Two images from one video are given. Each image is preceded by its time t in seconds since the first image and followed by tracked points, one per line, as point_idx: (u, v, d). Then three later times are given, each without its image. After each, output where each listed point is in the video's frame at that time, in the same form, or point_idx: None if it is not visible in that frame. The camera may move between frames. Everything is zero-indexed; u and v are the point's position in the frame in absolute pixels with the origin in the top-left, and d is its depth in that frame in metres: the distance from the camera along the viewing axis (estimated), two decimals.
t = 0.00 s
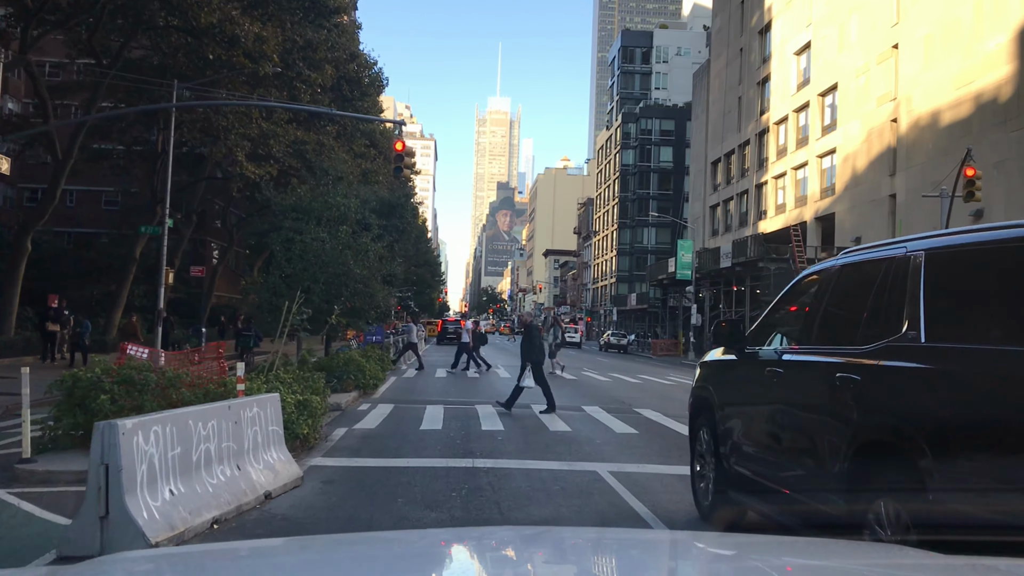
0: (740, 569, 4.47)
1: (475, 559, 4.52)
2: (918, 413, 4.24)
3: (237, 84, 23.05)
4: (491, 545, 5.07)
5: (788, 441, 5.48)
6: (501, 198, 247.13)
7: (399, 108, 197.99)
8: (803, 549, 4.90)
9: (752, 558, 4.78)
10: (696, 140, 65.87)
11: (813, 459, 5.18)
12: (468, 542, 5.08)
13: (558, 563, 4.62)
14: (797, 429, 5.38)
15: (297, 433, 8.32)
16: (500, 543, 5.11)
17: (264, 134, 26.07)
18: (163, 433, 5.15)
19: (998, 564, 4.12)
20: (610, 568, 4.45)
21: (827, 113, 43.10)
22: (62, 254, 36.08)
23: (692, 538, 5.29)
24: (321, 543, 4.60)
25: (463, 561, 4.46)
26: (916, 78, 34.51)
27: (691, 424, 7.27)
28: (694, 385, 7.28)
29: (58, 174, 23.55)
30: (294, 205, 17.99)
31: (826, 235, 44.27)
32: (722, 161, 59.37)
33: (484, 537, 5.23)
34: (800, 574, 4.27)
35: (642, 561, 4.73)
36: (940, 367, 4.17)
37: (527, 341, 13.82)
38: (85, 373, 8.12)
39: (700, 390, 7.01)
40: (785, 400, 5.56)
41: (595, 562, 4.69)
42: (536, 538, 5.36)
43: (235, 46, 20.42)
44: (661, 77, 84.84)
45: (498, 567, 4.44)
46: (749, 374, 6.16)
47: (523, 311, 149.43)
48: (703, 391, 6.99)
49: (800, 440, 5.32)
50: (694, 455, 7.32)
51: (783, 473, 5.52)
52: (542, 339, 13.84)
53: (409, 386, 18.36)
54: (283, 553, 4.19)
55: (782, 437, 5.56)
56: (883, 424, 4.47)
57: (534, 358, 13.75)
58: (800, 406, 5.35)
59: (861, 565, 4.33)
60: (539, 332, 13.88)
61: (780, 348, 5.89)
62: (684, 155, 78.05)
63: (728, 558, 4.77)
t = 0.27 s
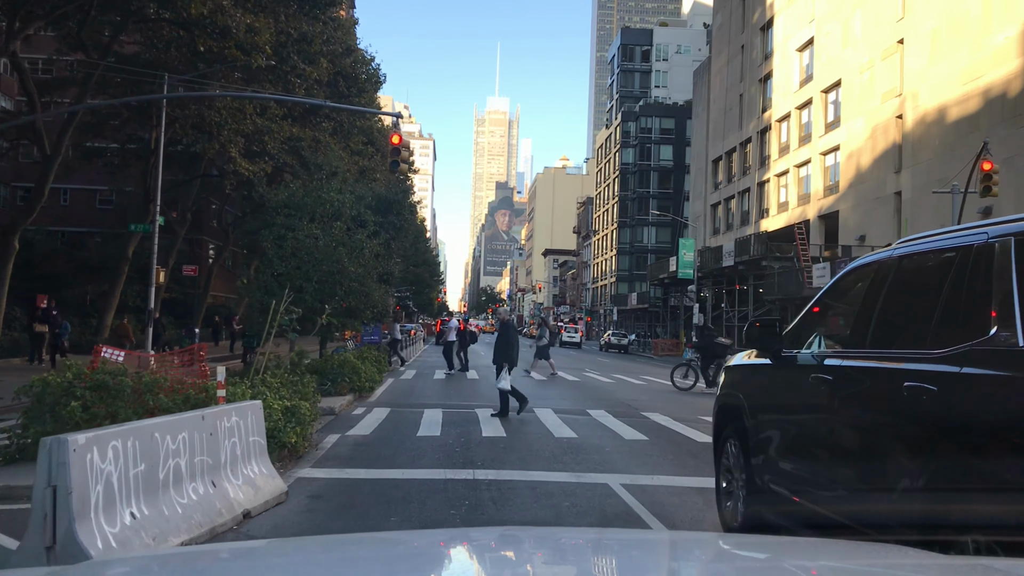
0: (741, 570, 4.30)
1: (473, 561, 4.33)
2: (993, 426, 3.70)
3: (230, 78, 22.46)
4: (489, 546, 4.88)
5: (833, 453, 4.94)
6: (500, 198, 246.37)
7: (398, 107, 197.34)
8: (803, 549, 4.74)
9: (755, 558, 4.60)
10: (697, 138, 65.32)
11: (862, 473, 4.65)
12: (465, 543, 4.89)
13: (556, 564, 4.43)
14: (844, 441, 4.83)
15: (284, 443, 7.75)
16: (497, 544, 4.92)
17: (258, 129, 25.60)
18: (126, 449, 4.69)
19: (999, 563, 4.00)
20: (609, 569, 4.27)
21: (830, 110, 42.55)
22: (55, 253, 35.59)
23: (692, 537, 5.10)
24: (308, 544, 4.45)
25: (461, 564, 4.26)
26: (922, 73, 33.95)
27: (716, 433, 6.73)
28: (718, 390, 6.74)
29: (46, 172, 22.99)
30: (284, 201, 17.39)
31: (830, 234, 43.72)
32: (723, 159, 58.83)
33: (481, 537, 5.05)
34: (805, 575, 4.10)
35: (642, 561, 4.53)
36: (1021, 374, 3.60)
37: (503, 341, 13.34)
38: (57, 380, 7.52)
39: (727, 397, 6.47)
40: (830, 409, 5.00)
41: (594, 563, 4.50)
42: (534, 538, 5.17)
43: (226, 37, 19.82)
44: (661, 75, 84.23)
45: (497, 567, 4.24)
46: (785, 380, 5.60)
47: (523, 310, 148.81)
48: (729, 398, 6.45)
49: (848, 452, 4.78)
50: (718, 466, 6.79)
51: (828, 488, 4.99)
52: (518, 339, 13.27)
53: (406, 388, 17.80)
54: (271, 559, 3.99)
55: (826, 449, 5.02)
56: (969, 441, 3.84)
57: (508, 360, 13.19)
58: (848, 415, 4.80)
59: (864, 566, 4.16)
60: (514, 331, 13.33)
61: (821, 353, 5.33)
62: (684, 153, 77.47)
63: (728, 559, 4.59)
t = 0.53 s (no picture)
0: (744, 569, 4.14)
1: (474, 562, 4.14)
2: None
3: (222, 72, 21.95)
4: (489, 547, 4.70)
5: (876, 466, 4.46)
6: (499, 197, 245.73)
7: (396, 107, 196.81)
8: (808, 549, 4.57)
9: (762, 558, 4.41)
10: (698, 136, 64.80)
11: (916, 488, 4.12)
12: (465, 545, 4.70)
13: (555, 565, 4.26)
14: (888, 451, 4.37)
15: (270, 453, 7.23)
16: (496, 546, 4.73)
17: (253, 125, 25.17)
18: (87, 469, 4.27)
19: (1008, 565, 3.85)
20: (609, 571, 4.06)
21: (833, 107, 42.05)
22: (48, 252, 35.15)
23: (694, 539, 4.91)
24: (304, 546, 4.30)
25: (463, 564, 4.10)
26: (928, 69, 33.47)
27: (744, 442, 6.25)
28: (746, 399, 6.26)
29: (34, 169, 22.45)
30: (275, 196, 16.89)
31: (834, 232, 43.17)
32: (725, 158, 58.29)
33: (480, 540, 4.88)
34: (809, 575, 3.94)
35: (643, 563, 4.33)
36: None
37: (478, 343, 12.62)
38: (24, 388, 6.93)
39: (758, 404, 5.98)
40: (871, 416, 4.52)
41: (594, 564, 4.30)
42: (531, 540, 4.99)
43: (218, 29, 19.32)
44: (661, 73, 83.71)
45: (496, 568, 4.05)
46: (823, 386, 5.10)
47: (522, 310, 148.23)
48: (759, 406, 5.96)
49: (893, 465, 4.31)
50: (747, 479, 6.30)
51: (874, 502, 4.48)
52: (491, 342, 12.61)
53: (404, 391, 17.28)
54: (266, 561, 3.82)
55: (868, 462, 4.54)
56: None
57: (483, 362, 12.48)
58: (902, 423, 4.24)
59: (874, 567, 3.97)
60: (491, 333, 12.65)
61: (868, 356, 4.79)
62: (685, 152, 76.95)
63: (732, 560, 4.42)
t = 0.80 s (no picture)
0: (748, 564, 3.98)
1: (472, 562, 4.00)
2: None
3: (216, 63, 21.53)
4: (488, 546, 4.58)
5: (928, 473, 4.05)
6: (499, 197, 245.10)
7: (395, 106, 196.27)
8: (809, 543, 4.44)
9: (765, 553, 4.25)
10: (699, 135, 64.37)
11: (981, 499, 3.70)
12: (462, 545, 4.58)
13: (555, 563, 4.09)
14: (942, 458, 3.95)
15: (255, 462, 6.75)
16: (493, 546, 4.60)
17: (247, 121, 24.71)
18: (41, 495, 3.87)
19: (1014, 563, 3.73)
20: (609, 568, 3.88)
21: (837, 104, 41.60)
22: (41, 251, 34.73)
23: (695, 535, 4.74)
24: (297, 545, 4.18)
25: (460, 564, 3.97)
26: (934, 65, 33.02)
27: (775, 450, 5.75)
28: (777, 405, 5.77)
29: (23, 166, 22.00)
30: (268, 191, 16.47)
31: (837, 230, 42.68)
32: (726, 156, 57.81)
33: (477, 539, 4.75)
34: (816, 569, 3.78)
35: (644, 559, 4.14)
36: None
37: (446, 344, 12.30)
38: None
39: (791, 410, 5.48)
40: (922, 417, 4.10)
41: (593, 562, 4.13)
42: (529, 538, 4.83)
43: (210, 20, 18.89)
44: (661, 71, 83.23)
45: (494, 567, 3.89)
46: (867, 389, 4.62)
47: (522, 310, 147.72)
48: (792, 411, 5.47)
49: (951, 474, 3.89)
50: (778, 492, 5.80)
51: (926, 515, 4.06)
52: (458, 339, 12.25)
53: (402, 393, 16.82)
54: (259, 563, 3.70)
55: (918, 469, 4.11)
56: None
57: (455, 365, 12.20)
58: (962, 428, 3.82)
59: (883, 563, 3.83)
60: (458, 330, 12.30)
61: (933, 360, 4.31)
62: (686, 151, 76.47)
63: (733, 555, 4.25)
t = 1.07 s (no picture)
0: (748, 567, 3.98)
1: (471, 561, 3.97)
2: None
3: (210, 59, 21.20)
4: (488, 547, 4.55)
5: (994, 472, 3.73)
6: (498, 198, 244.82)
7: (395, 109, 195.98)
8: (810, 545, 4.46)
9: (764, 557, 4.26)
10: (699, 134, 63.96)
11: None
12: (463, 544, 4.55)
13: (553, 563, 4.06)
14: (1011, 456, 3.65)
15: (240, 474, 6.29)
16: (493, 547, 4.59)
17: (243, 119, 24.29)
18: None
19: (1010, 566, 3.73)
20: (609, 569, 3.85)
21: (839, 102, 41.16)
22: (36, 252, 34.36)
23: (695, 538, 4.77)
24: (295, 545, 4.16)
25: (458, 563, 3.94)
26: (937, 61, 32.58)
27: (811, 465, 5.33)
28: (813, 419, 5.37)
29: (13, 166, 21.63)
30: (261, 188, 16.12)
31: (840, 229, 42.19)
32: (727, 155, 57.37)
33: (476, 539, 4.73)
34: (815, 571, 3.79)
35: (643, 561, 4.11)
36: None
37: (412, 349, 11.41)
38: None
39: (829, 423, 5.07)
40: (985, 412, 3.79)
41: (592, 563, 4.10)
42: (528, 539, 4.82)
43: (203, 13, 18.52)
44: (661, 71, 82.84)
45: (493, 567, 3.86)
46: (918, 393, 4.23)
47: (522, 311, 147.26)
48: (829, 423, 5.07)
49: None
50: (816, 512, 5.36)
51: (999, 515, 3.74)
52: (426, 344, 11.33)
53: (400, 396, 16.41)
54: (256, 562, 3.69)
55: (979, 468, 3.81)
56: None
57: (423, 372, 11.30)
58: None
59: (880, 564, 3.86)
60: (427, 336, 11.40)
61: (1001, 363, 4.03)
62: (685, 150, 76.06)
63: (733, 558, 4.25)
